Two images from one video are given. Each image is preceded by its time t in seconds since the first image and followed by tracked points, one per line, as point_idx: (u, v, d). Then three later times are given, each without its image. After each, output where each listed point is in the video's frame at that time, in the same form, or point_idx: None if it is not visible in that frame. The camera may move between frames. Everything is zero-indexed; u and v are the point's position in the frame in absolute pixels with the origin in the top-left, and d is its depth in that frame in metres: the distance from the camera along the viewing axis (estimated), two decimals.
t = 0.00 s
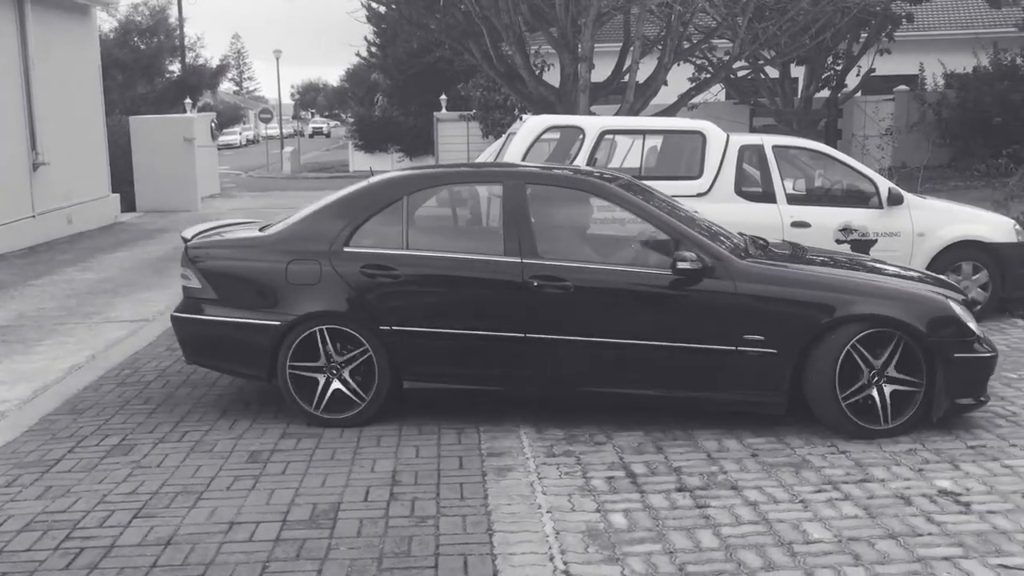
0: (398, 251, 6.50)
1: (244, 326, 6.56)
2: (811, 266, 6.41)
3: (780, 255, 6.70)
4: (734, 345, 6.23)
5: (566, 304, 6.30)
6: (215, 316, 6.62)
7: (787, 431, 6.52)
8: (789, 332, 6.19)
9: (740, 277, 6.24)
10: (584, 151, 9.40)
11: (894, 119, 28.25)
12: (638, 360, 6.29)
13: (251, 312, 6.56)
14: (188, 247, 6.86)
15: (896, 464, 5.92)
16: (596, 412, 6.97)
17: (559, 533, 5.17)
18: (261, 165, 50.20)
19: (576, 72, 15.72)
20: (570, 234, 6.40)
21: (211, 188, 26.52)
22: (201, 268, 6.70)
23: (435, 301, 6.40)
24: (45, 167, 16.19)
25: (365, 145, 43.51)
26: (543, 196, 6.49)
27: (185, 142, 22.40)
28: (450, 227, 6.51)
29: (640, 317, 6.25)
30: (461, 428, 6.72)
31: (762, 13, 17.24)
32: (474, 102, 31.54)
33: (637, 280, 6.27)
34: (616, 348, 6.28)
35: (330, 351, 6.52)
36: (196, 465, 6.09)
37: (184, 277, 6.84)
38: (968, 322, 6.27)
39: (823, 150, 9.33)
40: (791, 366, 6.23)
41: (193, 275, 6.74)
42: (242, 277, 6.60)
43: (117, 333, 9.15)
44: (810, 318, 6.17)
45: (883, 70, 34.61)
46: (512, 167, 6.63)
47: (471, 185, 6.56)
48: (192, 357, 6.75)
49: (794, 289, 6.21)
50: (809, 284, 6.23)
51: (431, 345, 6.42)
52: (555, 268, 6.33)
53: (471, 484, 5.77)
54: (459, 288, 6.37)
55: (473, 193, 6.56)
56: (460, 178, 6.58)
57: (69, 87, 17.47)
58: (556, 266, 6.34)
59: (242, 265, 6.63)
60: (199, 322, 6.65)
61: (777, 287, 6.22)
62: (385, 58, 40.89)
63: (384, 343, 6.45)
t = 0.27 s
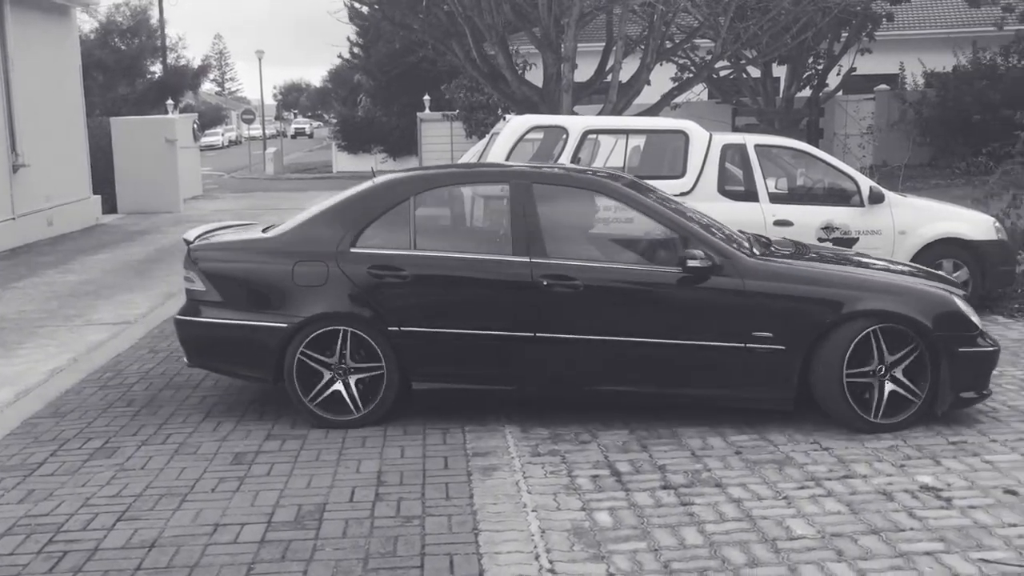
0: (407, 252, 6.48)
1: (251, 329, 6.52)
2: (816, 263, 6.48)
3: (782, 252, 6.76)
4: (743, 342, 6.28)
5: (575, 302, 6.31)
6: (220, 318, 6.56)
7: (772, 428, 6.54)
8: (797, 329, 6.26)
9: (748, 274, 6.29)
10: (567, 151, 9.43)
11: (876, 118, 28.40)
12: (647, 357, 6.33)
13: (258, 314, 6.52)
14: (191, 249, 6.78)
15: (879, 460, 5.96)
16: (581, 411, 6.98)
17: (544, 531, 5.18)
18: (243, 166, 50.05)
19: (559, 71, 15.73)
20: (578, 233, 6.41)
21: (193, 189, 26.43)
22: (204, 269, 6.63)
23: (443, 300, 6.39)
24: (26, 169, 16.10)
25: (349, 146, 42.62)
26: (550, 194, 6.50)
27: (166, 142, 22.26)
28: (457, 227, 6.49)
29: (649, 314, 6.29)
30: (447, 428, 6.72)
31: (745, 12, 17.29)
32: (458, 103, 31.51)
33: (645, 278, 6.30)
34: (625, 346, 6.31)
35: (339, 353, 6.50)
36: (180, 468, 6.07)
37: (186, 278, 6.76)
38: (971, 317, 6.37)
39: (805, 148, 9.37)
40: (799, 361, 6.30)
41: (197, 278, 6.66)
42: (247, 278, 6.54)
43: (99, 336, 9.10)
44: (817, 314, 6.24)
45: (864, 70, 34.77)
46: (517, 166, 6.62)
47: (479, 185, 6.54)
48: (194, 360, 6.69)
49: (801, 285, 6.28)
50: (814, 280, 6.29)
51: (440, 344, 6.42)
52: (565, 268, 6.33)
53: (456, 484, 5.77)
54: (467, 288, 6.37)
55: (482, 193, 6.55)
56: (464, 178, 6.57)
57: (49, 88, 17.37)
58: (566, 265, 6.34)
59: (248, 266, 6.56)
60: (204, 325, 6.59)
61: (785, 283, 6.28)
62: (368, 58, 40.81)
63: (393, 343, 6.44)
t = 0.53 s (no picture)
0: (414, 251, 6.47)
1: (255, 330, 6.50)
2: (820, 259, 6.55)
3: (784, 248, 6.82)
4: (750, 338, 6.34)
5: (583, 300, 6.34)
6: (226, 321, 6.54)
7: (756, 425, 6.58)
8: (803, 324, 6.32)
9: (755, 270, 6.35)
10: (551, 151, 9.42)
11: (856, 117, 28.55)
12: (654, 353, 6.36)
13: (265, 316, 6.50)
14: (195, 250, 6.76)
15: (860, 456, 6.00)
16: (565, 409, 6.99)
17: (530, 530, 5.20)
18: (225, 168, 49.80)
19: (542, 71, 15.75)
20: (584, 231, 6.44)
21: (175, 190, 26.32)
22: (210, 271, 6.60)
23: (451, 299, 6.40)
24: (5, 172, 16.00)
25: (332, 147, 42.56)
26: (557, 192, 6.51)
27: (148, 144, 22.32)
28: (464, 227, 6.49)
29: (657, 312, 6.33)
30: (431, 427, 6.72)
31: (726, 12, 17.34)
32: (440, 104, 31.49)
33: (652, 276, 6.35)
34: (631, 343, 6.35)
35: (345, 351, 6.49)
36: (164, 470, 6.06)
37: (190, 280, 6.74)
38: (973, 312, 6.47)
39: (786, 146, 9.43)
40: (805, 356, 6.36)
41: (201, 279, 6.64)
42: (254, 280, 6.53)
43: (81, 338, 9.05)
44: (822, 309, 6.31)
45: (844, 69, 34.94)
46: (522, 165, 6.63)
47: (485, 184, 6.55)
48: (198, 363, 6.66)
49: (806, 282, 6.34)
50: (818, 276, 6.36)
51: (447, 343, 6.42)
52: (573, 266, 6.36)
53: (441, 484, 5.78)
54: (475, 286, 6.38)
55: (487, 191, 6.55)
56: (470, 177, 6.57)
57: (29, 89, 17.27)
58: (575, 263, 6.37)
59: (254, 266, 6.55)
60: (211, 328, 6.57)
61: (790, 280, 6.35)
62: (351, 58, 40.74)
63: (401, 343, 6.44)
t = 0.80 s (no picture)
0: (421, 250, 6.47)
1: (261, 331, 6.48)
2: (823, 255, 6.64)
3: (784, 244, 6.91)
4: (755, 333, 6.42)
5: (591, 297, 6.38)
6: (231, 322, 6.51)
7: (740, 421, 6.61)
8: (806, 319, 6.41)
9: (760, 267, 6.43)
10: (534, 150, 9.45)
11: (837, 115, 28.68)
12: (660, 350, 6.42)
13: (271, 316, 6.48)
14: (198, 250, 6.74)
15: (843, 452, 6.04)
16: (550, 407, 7.01)
17: (516, 528, 5.22)
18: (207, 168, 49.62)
19: (524, 71, 15.76)
20: (591, 228, 6.47)
21: (156, 192, 26.21)
22: (215, 270, 6.57)
23: (458, 297, 6.41)
24: None
25: (314, 147, 42.42)
26: (563, 190, 6.54)
27: (129, 144, 22.18)
28: (471, 225, 6.49)
29: (664, 308, 6.39)
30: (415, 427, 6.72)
31: (708, 11, 17.39)
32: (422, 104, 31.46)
33: (659, 272, 6.40)
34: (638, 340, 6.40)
35: (350, 352, 6.47)
36: (148, 472, 6.04)
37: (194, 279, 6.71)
38: (973, 306, 6.59)
39: (767, 145, 9.49)
40: (810, 350, 6.46)
41: (206, 280, 6.61)
42: (259, 280, 6.51)
43: (62, 341, 9.00)
44: (826, 304, 6.40)
45: (824, 67, 35.11)
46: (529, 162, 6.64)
47: (491, 182, 6.55)
48: (203, 365, 6.64)
49: (810, 278, 6.43)
50: (821, 271, 6.46)
51: (454, 341, 6.44)
52: (580, 264, 6.40)
53: (427, 483, 5.79)
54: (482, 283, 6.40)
55: (493, 190, 6.55)
56: (477, 176, 6.56)
57: (7, 91, 17.17)
58: (582, 260, 6.41)
59: (260, 266, 6.53)
60: (216, 329, 6.54)
61: (795, 276, 6.43)
62: (333, 59, 40.65)
63: (408, 342, 6.44)
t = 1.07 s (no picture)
0: (427, 249, 6.47)
1: (267, 332, 6.43)
2: (825, 251, 6.71)
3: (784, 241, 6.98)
4: (761, 328, 6.47)
5: (598, 294, 6.41)
6: (236, 323, 6.46)
7: (724, 419, 6.64)
8: (811, 314, 6.48)
9: (765, 263, 6.49)
10: (517, 150, 9.46)
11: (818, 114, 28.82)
12: (666, 346, 6.45)
13: (277, 317, 6.44)
14: (200, 250, 6.68)
15: (826, 448, 6.08)
16: (534, 407, 7.01)
17: (502, 528, 5.22)
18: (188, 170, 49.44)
19: (507, 71, 15.77)
20: (597, 226, 6.50)
21: (136, 194, 26.08)
22: (218, 271, 6.52)
23: (464, 295, 6.41)
24: None
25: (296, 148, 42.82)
26: (568, 189, 6.57)
27: (108, 146, 22.05)
28: (477, 224, 6.49)
29: (670, 304, 6.43)
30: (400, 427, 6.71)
31: (689, 10, 17.44)
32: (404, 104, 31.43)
33: (665, 269, 6.44)
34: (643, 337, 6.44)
35: (357, 352, 6.44)
36: (131, 476, 6.01)
37: (196, 280, 6.65)
38: (972, 299, 6.69)
39: (749, 143, 9.55)
40: (814, 346, 6.52)
41: (209, 280, 6.55)
42: (265, 280, 6.46)
43: (43, 345, 8.95)
44: (831, 299, 6.48)
45: (804, 66, 35.27)
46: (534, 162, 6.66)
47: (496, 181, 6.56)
48: (206, 366, 6.58)
49: (815, 273, 6.50)
50: (824, 267, 6.53)
51: (460, 340, 6.43)
52: (587, 261, 6.42)
53: (413, 484, 5.79)
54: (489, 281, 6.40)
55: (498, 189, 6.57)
56: (483, 176, 6.59)
57: None
58: (588, 258, 6.43)
59: (264, 266, 6.48)
60: (220, 331, 6.48)
61: (799, 272, 6.50)
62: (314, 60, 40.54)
63: (415, 341, 6.43)
